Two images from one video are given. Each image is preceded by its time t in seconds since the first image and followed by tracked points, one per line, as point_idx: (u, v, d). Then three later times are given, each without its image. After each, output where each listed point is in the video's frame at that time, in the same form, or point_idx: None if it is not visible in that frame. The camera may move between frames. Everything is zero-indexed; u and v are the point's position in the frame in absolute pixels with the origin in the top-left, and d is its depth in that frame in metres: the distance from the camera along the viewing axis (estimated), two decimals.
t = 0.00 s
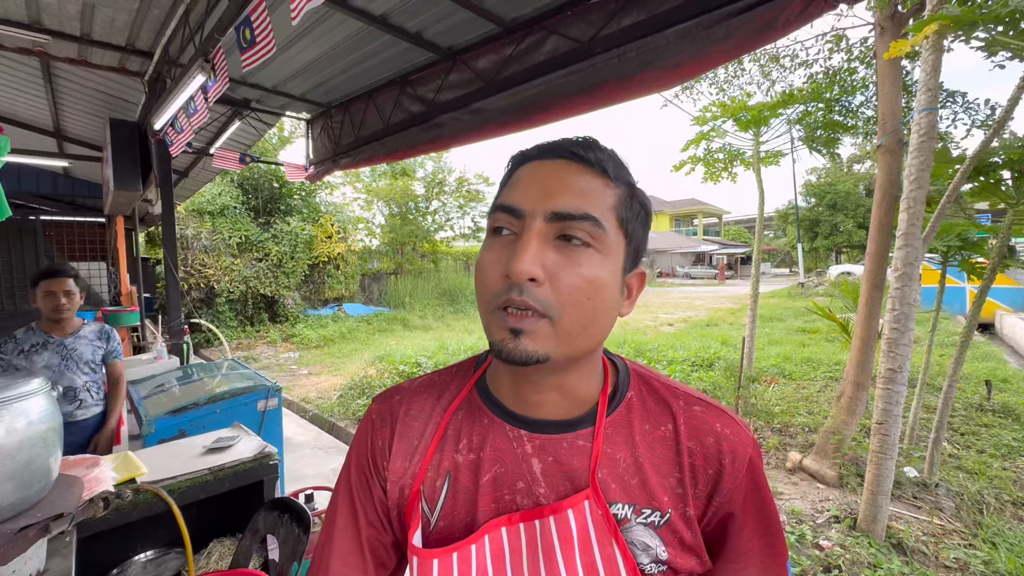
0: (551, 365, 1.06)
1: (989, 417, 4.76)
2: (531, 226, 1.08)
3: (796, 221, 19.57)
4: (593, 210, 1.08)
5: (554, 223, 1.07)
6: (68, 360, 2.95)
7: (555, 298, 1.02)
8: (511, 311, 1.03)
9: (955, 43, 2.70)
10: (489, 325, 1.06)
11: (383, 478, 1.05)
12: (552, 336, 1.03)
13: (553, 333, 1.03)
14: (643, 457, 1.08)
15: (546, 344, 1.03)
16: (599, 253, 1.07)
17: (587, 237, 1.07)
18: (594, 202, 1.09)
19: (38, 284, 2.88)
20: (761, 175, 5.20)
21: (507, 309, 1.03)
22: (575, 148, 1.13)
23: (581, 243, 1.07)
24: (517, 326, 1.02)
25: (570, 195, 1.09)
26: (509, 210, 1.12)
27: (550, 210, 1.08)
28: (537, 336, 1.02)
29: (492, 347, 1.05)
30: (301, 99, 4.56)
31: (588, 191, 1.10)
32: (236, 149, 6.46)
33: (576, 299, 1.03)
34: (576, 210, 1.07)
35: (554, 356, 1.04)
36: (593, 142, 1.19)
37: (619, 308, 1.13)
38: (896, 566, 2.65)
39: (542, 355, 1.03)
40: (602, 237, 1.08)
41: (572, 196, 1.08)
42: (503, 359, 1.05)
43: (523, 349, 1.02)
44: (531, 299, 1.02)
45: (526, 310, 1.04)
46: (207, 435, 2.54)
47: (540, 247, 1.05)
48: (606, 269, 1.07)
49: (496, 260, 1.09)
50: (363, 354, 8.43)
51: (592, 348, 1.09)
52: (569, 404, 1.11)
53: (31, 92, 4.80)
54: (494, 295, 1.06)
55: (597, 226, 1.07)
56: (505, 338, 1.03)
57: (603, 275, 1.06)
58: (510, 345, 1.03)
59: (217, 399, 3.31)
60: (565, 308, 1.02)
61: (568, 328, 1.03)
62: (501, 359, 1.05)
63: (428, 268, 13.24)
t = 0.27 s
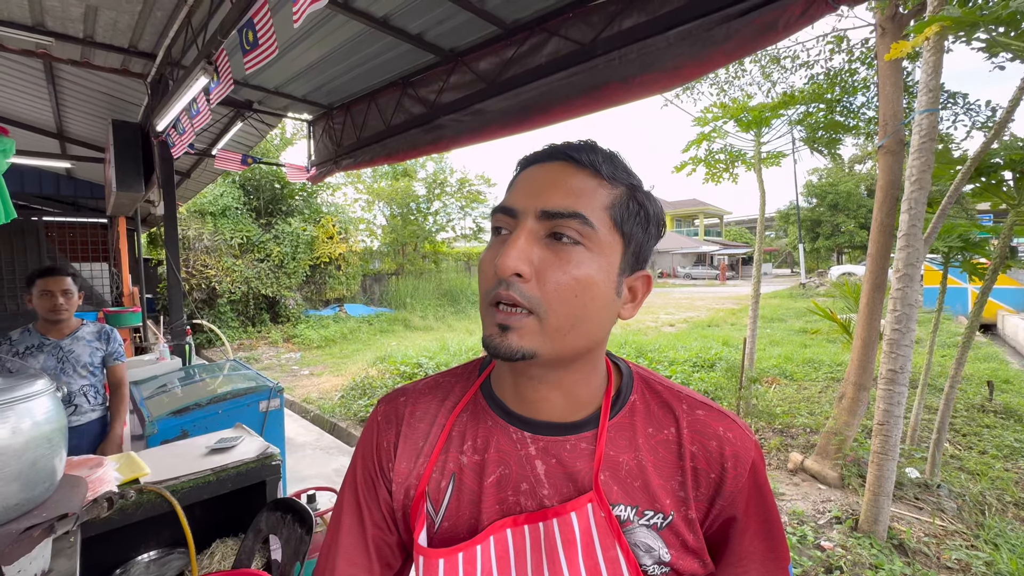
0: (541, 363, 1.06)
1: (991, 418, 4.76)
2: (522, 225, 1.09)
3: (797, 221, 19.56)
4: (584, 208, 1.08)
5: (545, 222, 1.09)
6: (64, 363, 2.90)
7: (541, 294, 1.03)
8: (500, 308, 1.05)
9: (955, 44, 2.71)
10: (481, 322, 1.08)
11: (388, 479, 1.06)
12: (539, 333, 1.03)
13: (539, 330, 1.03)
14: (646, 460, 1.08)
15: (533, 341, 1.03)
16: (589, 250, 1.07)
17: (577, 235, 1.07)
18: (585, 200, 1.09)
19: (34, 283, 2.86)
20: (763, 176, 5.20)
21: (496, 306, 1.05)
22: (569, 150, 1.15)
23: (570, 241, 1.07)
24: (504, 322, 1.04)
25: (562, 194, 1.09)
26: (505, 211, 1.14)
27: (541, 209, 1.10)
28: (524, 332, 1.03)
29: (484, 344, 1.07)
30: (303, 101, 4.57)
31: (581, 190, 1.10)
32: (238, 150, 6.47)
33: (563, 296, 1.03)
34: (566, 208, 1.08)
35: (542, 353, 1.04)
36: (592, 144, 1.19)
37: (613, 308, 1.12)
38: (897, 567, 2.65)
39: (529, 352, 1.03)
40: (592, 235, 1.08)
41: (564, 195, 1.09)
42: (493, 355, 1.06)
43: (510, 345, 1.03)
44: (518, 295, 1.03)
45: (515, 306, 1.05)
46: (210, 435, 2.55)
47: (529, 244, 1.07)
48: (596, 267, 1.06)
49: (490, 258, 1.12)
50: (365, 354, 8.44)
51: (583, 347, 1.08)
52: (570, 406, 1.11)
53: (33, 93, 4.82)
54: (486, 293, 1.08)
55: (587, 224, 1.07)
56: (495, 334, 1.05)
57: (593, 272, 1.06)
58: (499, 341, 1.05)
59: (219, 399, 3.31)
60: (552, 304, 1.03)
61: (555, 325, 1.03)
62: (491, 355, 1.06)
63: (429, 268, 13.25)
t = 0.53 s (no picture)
0: (544, 362, 1.06)
1: (991, 418, 4.76)
2: (525, 224, 1.10)
3: (798, 221, 19.56)
4: (587, 208, 1.09)
5: (548, 221, 1.09)
6: (68, 367, 2.87)
7: (544, 293, 1.03)
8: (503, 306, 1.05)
9: (955, 44, 2.71)
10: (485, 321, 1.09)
11: (392, 477, 1.06)
12: (542, 331, 1.04)
13: (542, 328, 1.04)
14: (648, 458, 1.08)
15: (536, 339, 1.04)
16: (592, 249, 1.07)
17: (580, 234, 1.08)
18: (588, 200, 1.09)
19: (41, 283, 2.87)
20: (763, 176, 5.20)
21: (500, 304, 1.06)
22: (573, 150, 1.16)
23: (573, 240, 1.08)
24: (507, 320, 1.04)
25: (565, 194, 1.10)
26: (509, 210, 1.15)
27: (544, 208, 1.10)
28: (527, 330, 1.04)
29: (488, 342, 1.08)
30: (303, 101, 4.58)
31: (584, 190, 1.11)
32: (239, 150, 6.47)
33: (565, 294, 1.03)
34: (569, 207, 1.08)
35: (545, 352, 1.05)
36: (595, 144, 1.20)
37: (616, 307, 1.12)
38: (897, 567, 2.65)
39: (531, 350, 1.04)
40: (595, 234, 1.08)
41: (567, 195, 1.10)
42: (496, 353, 1.07)
43: (513, 343, 1.04)
44: (521, 293, 1.03)
45: (518, 305, 1.06)
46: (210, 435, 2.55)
47: (532, 243, 1.07)
48: (599, 266, 1.07)
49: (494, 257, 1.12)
50: (365, 355, 8.44)
51: (585, 346, 1.08)
52: (573, 404, 1.12)
53: (34, 93, 4.83)
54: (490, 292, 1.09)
55: (590, 223, 1.08)
56: (498, 332, 1.06)
57: (596, 271, 1.06)
58: (502, 339, 1.05)
59: (220, 399, 3.33)
60: (555, 303, 1.03)
61: (558, 324, 1.04)
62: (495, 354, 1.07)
63: (430, 268, 13.26)
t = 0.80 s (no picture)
0: (549, 361, 1.07)
1: (991, 419, 4.76)
2: (530, 225, 1.10)
3: (798, 222, 19.57)
4: (592, 208, 1.09)
5: (553, 221, 1.09)
6: (87, 368, 2.88)
7: (550, 293, 1.03)
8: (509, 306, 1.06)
9: (955, 45, 2.72)
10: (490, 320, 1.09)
11: (395, 476, 1.07)
12: (547, 331, 1.04)
13: (548, 328, 1.04)
14: (652, 460, 1.09)
15: (541, 339, 1.04)
16: (598, 249, 1.07)
17: (585, 234, 1.08)
18: (593, 200, 1.10)
19: (66, 283, 2.94)
20: (763, 176, 5.21)
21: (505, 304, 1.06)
22: (577, 150, 1.16)
23: (578, 240, 1.08)
24: (513, 320, 1.05)
25: (570, 194, 1.10)
26: (513, 211, 1.15)
27: (549, 208, 1.10)
28: (533, 330, 1.04)
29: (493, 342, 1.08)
30: (304, 101, 4.58)
31: (588, 190, 1.11)
32: (239, 150, 6.48)
33: (571, 294, 1.04)
34: (574, 207, 1.08)
35: (551, 352, 1.05)
36: (599, 144, 1.20)
37: (621, 307, 1.12)
38: (897, 567, 2.65)
39: (537, 349, 1.04)
40: (600, 233, 1.08)
41: (572, 195, 1.10)
42: (502, 353, 1.07)
43: (519, 343, 1.04)
44: (527, 293, 1.04)
45: (523, 305, 1.06)
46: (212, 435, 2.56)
47: (538, 243, 1.07)
48: (605, 266, 1.07)
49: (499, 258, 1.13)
50: (365, 354, 8.45)
51: (590, 346, 1.09)
52: (577, 405, 1.12)
53: (34, 93, 4.83)
54: (495, 291, 1.09)
55: (595, 223, 1.08)
56: (504, 332, 1.06)
57: (601, 271, 1.06)
58: (507, 339, 1.06)
59: (219, 399, 3.35)
60: (561, 302, 1.03)
61: (563, 324, 1.04)
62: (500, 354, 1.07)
63: (430, 268, 13.27)
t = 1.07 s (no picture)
0: (549, 362, 1.07)
1: (990, 419, 4.77)
2: (530, 226, 1.10)
3: (797, 222, 19.58)
4: (592, 210, 1.09)
5: (553, 222, 1.09)
6: (98, 370, 2.91)
7: (551, 294, 1.04)
8: (509, 308, 1.06)
9: (954, 46, 2.72)
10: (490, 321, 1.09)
11: (394, 477, 1.07)
12: (547, 332, 1.04)
13: (548, 330, 1.04)
14: (650, 460, 1.09)
15: (542, 340, 1.04)
16: (598, 251, 1.08)
17: (586, 236, 1.08)
18: (593, 202, 1.10)
19: (80, 283, 2.94)
20: (762, 177, 5.21)
21: (505, 305, 1.06)
22: (577, 152, 1.16)
23: (579, 242, 1.08)
24: (513, 322, 1.05)
25: (570, 196, 1.10)
26: (514, 212, 1.15)
27: (550, 210, 1.10)
28: (533, 331, 1.04)
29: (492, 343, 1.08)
30: (304, 101, 4.58)
31: (588, 191, 1.12)
32: (239, 150, 6.48)
33: (571, 296, 1.04)
34: (574, 209, 1.09)
35: (551, 353, 1.05)
36: (599, 145, 1.20)
37: (621, 309, 1.13)
38: (896, 567, 2.65)
39: (537, 351, 1.04)
40: (600, 235, 1.09)
41: (572, 197, 1.10)
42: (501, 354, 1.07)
43: (519, 344, 1.04)
44: (527, 295, 1.04)
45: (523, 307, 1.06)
46: (211, 434, 2.56)
47: (538, 245, 1.07)
48: (605, 268, 1.07)
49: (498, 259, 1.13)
50: (364, 354, 8.45)
51: (590, 347, 1.09)
52: (576, 405, 1.13)
53: (34, 93, 4.82)
54: (495, 292, 1.09)
55: (595, 225, 1.08)
56: (504, 333, 1.06)
57: (601, 273, 1.06)
58: (507, 340, 1.06)
59: (219, 399, 3.37)
60: (561, 304, 1.04)
61: (563, 325, 1.04)
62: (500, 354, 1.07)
63: (429, 268, 13.28)
